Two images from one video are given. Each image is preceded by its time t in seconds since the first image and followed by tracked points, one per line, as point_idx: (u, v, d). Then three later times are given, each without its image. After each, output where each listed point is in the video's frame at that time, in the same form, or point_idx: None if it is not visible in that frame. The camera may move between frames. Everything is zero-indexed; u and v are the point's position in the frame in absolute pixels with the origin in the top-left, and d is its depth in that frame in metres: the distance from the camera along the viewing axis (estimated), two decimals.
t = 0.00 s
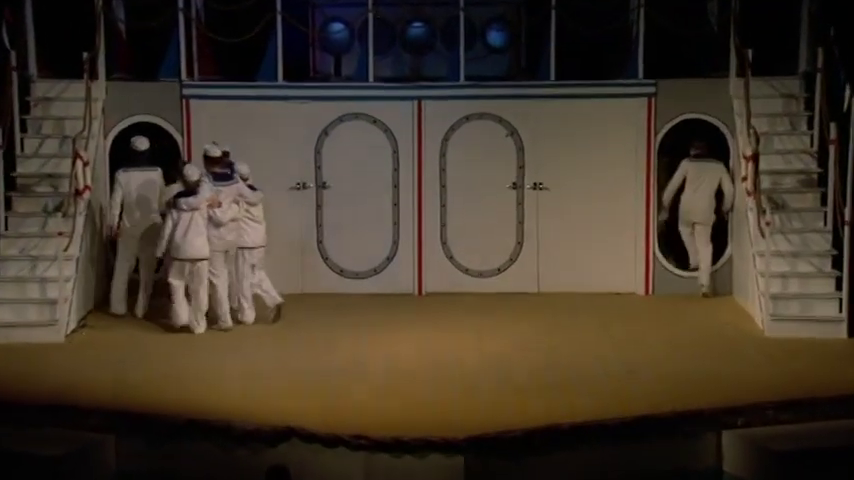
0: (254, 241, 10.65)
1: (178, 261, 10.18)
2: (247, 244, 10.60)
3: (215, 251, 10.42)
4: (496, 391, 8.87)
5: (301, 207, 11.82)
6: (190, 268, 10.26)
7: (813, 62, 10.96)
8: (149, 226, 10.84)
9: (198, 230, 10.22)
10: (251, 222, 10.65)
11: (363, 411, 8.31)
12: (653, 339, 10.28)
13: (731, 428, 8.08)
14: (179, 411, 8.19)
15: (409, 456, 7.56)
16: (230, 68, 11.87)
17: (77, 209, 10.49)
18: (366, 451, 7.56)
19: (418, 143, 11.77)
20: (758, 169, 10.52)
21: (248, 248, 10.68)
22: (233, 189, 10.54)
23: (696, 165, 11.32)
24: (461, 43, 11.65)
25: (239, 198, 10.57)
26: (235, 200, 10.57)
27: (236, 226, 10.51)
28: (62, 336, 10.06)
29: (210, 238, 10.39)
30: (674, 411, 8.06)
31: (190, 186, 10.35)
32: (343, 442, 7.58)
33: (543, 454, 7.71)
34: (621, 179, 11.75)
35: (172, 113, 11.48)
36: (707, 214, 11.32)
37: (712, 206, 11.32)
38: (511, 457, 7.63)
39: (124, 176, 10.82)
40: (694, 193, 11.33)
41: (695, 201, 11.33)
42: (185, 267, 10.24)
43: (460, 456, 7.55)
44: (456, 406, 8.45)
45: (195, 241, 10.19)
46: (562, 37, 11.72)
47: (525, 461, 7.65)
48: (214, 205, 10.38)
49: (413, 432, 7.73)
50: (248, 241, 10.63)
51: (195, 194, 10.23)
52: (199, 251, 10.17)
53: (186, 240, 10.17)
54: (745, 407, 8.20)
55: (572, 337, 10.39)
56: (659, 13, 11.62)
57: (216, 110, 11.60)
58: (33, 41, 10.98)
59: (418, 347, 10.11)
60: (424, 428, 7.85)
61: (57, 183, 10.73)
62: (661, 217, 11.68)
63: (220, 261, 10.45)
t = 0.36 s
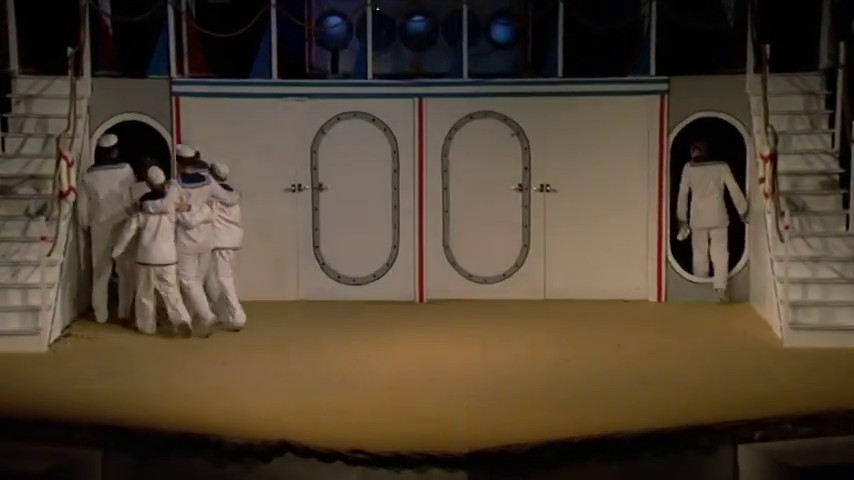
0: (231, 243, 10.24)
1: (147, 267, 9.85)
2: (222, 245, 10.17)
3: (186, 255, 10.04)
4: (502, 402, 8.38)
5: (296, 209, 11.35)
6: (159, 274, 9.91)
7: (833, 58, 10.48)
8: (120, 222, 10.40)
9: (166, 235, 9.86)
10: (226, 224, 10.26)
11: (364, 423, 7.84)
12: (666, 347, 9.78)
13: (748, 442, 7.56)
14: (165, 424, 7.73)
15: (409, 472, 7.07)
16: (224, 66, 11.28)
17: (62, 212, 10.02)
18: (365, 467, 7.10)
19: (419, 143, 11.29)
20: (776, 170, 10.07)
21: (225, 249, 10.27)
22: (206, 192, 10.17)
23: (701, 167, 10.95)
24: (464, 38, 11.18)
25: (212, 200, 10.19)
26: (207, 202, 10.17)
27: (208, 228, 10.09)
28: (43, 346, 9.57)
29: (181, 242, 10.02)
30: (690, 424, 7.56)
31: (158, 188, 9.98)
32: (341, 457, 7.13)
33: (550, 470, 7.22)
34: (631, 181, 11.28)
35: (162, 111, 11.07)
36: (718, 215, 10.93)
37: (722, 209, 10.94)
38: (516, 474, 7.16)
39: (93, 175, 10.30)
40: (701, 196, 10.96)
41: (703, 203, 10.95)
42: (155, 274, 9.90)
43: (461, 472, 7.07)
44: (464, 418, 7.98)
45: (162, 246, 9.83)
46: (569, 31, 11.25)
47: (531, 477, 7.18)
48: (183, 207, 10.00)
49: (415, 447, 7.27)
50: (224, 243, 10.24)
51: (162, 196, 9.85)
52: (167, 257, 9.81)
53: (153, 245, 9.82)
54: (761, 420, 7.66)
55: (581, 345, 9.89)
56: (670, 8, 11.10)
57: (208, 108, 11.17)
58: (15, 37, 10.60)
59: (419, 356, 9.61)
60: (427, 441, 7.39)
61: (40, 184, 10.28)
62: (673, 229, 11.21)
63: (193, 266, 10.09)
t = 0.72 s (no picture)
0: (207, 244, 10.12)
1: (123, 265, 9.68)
2: (199, 246, 10.03)
3: (163, 253, 9.88)
4: (506, 411, 8.05)
5: (294, 212, 11.03)
6: (137, 273, 9.74)
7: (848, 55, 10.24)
8: (101, 214, 10.05)
9: (145, 232, 9.70)
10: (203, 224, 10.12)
11: (364, 432, 7.52)
12: (676, 354, 9.46)
13: (762, 453, 7.19)
14: (157, 436, 7.34)
15: None
16: (222, 64, 11.10)
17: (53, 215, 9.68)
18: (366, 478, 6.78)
19: (421, 143, 10.98)
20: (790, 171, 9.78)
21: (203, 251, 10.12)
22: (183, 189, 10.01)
23: (697, 170, 10.86)
24: (466, 35, 10.90)
25: (190, 199, 10.02)
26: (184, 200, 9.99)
27: (186, 228, 9.90)
28: (31, 352, 9.25)
29: (160, 241, 9.84)
30: (700, 435, 7.21)
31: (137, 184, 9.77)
32: (340, 467, 6.81)
33: None
34: (640, 183, 10.96)
35: (155, 111, 10.75)
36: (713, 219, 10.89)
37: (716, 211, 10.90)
38: None
39: (80, 174, 10.01)
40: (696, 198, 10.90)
41: (697, 206, 10.90)
42: (132, 272, 9.72)
43: None
44: (468, 427, 7.66)
45: (141, 243, 9.68)
46: (574, 29, 11.01)
47: None
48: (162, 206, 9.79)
49: (417, 458, 6.95)
50: (200, 243, 10.09)
51: (141, 193, 9.65)
52: (142, 255, 9.65)
53: (132, 243, 9.65)
54: (774, 430, 7.32)
55: (588, 352, 9.57)
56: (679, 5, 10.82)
57: (205, 107, 10.85)
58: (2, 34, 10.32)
59: (420, 364, 9.29)
60: (429, 452, 7.06)
61: (29, 186, 9.90)
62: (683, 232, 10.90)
63: (169, 264, 9.95)
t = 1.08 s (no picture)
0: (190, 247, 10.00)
1: (103, 266, 9.64)
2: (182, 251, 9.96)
3: (143, 257, 9.80)
4: (508, 418, 7.87)
5: (294, 216, 10.88)
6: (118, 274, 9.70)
7: None
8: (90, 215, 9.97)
9: (125, 235, 9.62)
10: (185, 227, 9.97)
11: (364, 441, 7.34)
12: (682, 360, 9.29)
13: (768, 462, 6.93)
14: (154, 445, 7.14)
15: None
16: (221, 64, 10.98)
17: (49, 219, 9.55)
18: None
19: (423, 146, 10.83)
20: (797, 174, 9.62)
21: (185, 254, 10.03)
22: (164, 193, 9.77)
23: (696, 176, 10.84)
24: (469, 36, 10.78)
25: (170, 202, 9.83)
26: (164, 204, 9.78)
27: (166, 232, 9.80)
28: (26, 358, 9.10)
29: (140, 244, 9.76)
30: (707, 442, 6.98)
31: (119, 185, 9.63)
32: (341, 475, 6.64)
33: None
34: (645, 186, 10.81)
35: (153, 114, 10.62)
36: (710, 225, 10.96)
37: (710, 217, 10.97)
38: None
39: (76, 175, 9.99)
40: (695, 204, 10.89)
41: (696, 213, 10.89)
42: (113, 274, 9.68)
43: None
44: (470, 435, 7.47)
45: (122, 247, 9.62)
46: (579, 30, 10.83)
47: None
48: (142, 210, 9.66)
49: (420, 466, 6.78)
50: (182, 246, 9.98)
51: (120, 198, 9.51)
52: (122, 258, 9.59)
53: (112, 246, 9.59)
54: (781, 437, 7.02)
55: (592, 358, 9.41)
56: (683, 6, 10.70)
57: (203, 109, 10.70)
58: None
59: (421, 370, 9.12)
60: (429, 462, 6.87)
61: (25, 190, 9.77)
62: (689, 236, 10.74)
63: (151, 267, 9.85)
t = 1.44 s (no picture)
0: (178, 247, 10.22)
1: (90, 264, 9.81)
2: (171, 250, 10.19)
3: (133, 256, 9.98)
4: (509, 419, 7.85)
5: (294, 217, 10.87)
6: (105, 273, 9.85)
7: None
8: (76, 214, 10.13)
9: (112, 232, 9.80)
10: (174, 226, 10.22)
11: (364, 442, 7.32)
12: (683, 361, 9.28)
13: (771, 464, 6.90)
14: (155, 447, 7.12)
15: None
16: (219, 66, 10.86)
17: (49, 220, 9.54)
18: None
19: (424, 147, 10.83)
20: (799, 175, 9.61)
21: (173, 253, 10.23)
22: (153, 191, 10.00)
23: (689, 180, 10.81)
24: (470, 38, 10.78)
25: (160, 201, 10.08)
26: (153, 203, 9.98)
27: (155, 230, 10.01)
28: (27, 360, 9.07)
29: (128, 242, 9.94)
30: (709, 444, 6.94)
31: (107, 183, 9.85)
32: (342, 476, 6.60)
33: None
34: (646, 187, 10.80)
35: (154, 115, 10.62)
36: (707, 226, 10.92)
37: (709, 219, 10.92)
38: None
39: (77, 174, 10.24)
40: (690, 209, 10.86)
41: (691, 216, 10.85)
42: (100, 272, 9.84)
43: None
44: (471, 436, 7.46)
45: (110, 245, 9.78)
46: (580, 30, 10.80)
47: None
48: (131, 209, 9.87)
49: (421, 468, 6.74)
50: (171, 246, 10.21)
51: (109, 195, 9.68)
52: (109, 257, 9.76)
53: (99, 244, 9.76)
54: (783, 439, 6.98)
55: (594, 359, 9.39)
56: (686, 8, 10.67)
57: (205, 110, 10.70)
58: None
59: (423, 372, 9.10)
60: (431, 464, 6.83)
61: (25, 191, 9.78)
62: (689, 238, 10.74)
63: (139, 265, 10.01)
